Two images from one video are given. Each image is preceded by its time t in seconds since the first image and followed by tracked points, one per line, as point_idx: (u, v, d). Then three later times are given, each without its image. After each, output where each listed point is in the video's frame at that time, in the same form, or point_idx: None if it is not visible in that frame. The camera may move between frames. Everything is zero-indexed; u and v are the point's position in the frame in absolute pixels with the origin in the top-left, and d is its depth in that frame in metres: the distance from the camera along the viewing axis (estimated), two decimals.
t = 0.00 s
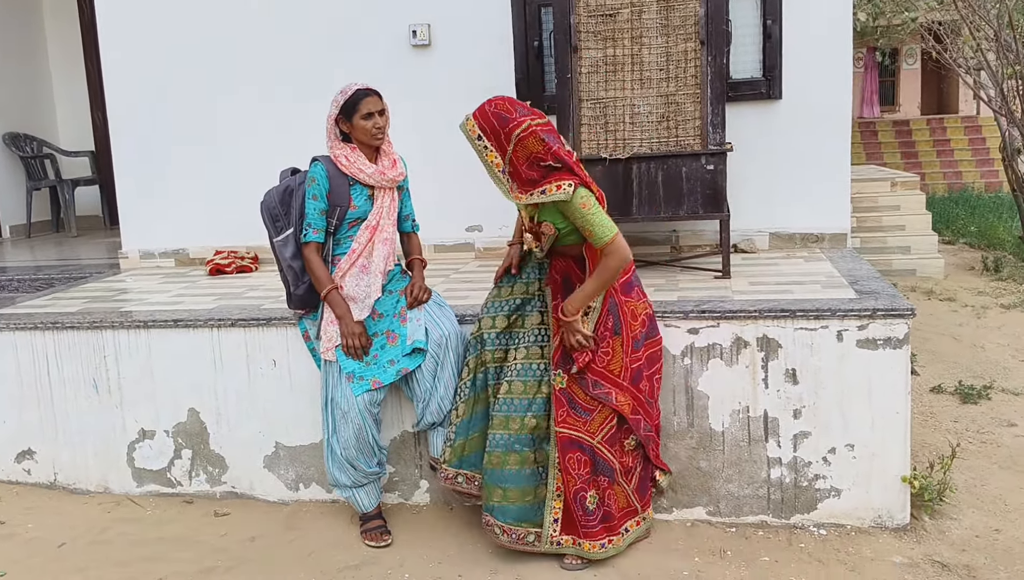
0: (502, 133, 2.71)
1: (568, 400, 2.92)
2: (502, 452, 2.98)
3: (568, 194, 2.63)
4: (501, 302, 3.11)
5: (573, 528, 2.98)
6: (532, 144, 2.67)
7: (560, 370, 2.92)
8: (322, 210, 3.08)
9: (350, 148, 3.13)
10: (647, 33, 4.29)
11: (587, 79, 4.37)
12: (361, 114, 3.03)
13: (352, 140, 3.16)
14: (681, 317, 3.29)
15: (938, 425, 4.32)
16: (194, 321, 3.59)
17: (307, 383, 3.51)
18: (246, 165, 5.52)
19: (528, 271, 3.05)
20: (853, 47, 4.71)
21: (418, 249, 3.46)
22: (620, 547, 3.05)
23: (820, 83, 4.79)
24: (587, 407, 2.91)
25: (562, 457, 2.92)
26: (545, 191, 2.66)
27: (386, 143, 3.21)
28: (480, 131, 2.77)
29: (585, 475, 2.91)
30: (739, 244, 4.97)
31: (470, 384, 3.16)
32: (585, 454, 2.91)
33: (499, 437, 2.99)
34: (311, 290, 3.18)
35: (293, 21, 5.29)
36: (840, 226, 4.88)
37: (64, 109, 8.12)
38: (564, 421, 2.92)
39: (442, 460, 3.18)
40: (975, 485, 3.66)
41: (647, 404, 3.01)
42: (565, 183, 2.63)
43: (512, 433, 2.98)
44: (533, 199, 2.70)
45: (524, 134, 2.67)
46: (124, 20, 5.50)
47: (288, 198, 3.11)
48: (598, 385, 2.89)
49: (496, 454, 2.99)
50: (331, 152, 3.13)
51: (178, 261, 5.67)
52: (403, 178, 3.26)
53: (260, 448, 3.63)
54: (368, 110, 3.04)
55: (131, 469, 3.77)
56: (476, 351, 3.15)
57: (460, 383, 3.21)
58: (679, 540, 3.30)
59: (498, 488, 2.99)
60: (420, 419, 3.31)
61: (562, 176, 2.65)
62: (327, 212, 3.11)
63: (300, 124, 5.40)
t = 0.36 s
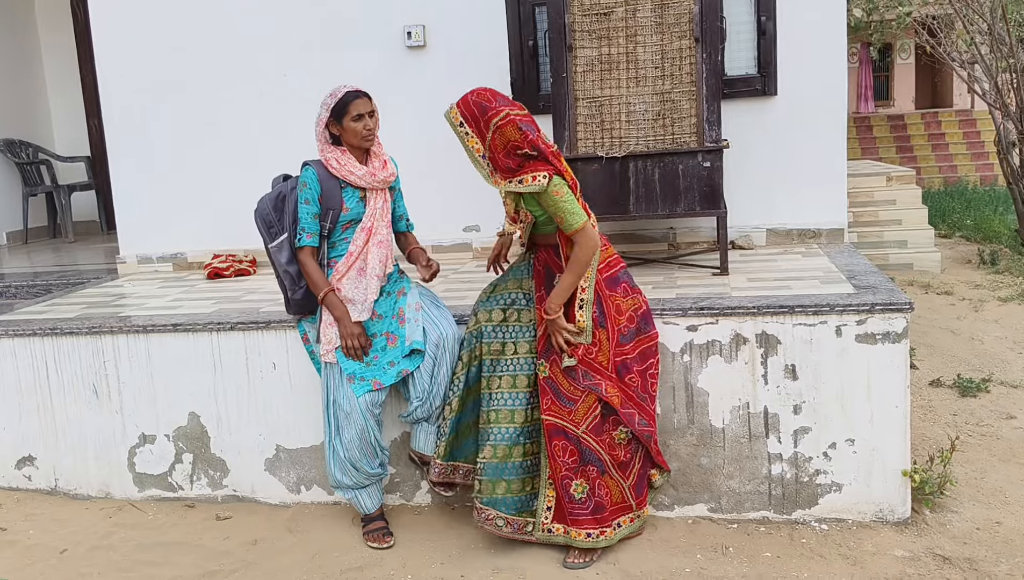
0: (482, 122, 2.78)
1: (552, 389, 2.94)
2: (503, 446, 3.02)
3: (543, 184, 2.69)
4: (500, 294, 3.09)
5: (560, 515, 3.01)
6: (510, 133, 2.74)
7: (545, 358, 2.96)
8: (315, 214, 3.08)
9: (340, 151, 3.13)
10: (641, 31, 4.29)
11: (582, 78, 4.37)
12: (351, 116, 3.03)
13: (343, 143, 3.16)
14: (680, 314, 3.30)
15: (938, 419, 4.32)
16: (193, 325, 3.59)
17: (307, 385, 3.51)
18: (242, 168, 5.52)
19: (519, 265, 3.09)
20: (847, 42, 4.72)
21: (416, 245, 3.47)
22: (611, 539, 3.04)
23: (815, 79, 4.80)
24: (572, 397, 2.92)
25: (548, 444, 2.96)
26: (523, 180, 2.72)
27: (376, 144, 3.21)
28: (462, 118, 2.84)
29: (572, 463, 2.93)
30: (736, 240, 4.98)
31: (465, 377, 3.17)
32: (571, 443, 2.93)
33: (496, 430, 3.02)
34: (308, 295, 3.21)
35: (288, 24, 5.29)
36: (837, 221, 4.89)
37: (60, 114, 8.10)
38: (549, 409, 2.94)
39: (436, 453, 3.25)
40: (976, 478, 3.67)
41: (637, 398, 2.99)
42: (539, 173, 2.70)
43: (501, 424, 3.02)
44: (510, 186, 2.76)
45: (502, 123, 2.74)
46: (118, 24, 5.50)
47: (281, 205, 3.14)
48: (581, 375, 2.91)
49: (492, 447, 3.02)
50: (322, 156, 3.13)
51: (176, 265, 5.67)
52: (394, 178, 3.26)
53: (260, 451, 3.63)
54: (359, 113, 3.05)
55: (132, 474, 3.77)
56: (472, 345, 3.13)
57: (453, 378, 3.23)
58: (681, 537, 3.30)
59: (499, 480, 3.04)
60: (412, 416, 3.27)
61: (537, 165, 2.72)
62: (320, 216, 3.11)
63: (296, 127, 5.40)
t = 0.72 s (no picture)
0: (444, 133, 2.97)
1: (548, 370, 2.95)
2: (517, 440, 3.03)
3: (503, 172, 2.86)
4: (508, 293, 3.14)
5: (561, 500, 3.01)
6: (471, 136, 2.93)
7: (545, 342, 2.97)
8: (311, 218, 3.08)
9: (336, 154, 3.12)
10: (638, 31, 4.29)
11: (579, 79, 4.38)
12: (350, 118, 3.04)
13: (338, 146, 3.16)
14: (680, 313, 3.29)
15: (939, 415, 4.33)
16: (193, 330, 3.59)
17: (309, 389, 3.52)
18: (241, 172, 5.52)
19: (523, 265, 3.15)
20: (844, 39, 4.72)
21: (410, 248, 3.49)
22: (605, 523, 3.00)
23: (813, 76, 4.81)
24: (568, 374, 2.92)
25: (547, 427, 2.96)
26: (488, 176, 2.89)
27: (371, 148, 3.21)
28: (431, 134, 3.01)
29: (569, 443, 2.93)
30: (736, 238, 4.98)
31: (474, 376, 3.14)
32: (569, 423, 2.93)
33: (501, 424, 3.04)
34: (308, 300, 3.21)
35: (284, 27, 5.29)
36: (836, 218, 4.90)
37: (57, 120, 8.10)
38: (547, 392, 2.95)
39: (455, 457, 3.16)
40: (977, 474, 3.67)
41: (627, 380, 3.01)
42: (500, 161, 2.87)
43: (514, 419, 3.03)
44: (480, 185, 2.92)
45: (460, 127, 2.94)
46: (115, 29, 5.50)
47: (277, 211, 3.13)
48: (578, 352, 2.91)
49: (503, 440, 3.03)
50: (318, 160, 3.12)
51: (176, 270, 5.67)
52: (388, 182, 3.25)
53: (263, 455, 3.64)
54: (357, 115, 3.05)
55: (134, 479, 3.77)
56: (479, 342, 3.13)
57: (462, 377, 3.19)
58: (684, 536, 3.30)
59: (513, 473, 3.05)
60: (412, 415, 3.27)
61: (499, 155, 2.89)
62: (316, 220, 3.10)
63: (294, 130, 5.40)
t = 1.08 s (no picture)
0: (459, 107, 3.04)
1: (535, 303, 3.00)
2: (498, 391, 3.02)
3: (505, 147, 3.00)
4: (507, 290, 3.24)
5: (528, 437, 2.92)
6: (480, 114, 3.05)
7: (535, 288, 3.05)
8: (306, 218, 3.07)
9: (329, 152, 3.12)
10: (638, 30, 4.29)
11: (579, 78, 4.38)
12: (342, 116, 3.05)
13: (329, 144, 3.16)
14: (682, 312, 3.29)
15: (941, 412, 4.32)
16: (194, 332, 3.59)
17: (311, 390, 3.51)
18: (241, 173, 5.52)
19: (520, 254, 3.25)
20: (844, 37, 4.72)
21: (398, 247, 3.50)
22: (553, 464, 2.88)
23: (813, 74, 4.80)
24: (552, 305, 2.98)
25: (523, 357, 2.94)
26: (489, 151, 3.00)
27: (360, 147, 3.22)
28: (451, 99, 3.03)
29: (541, 370, 2.91)
30: (737, 236, 4.96)
31: (488, 376, 3.12)
32: (546, 350, 2.92)
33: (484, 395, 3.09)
34: (306, 300, 3.19)
35: (284, 28, 5.29)
36: (837, 216, 4.89)
37: (57, 122, 8.11)
38: (529, 321, 2.97)
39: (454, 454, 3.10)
40: (980, 470, 3.67)
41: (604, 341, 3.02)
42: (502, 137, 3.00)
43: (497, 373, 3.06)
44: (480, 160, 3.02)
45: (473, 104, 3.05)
46: (115, 36, 5.51)
47: (269, 212, 3.12)
48: (567, 291, 3.01)
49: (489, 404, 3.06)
50: (311, 159, 3.12)
51: (177, 272, 5.67)
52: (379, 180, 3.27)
53: (264, 456, 3.64)
54: (349, 113, 3.06)
55: (136, 481, 3.77)
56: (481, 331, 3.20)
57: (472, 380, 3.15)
58: (687, 535, 3.30)
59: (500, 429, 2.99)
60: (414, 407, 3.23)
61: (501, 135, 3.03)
62: (311, 220, 3.10)
63: (293, 131, 5.40)
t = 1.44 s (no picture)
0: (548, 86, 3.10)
1: (576, 317, 3.02)
2: (526, 403, 3.05)
3: (584, 134, 3.07)
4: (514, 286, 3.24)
5: (560, 456, 3.00)
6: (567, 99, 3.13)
7: (576, 298, 3.06)
8: (311, 216, 3.06)
9: (337, 152, 3.13)
10: (641, 27, 4.28)
11: (582, 75, 4.38)
12: (352, 117, 3.06)
13: (337, 143, 3.16)
14: (686, 309, 3.29)
15: (945, 409, 4.32)
16: (198, 330, 3.60)
17: (315, 388, 3.52)
18: (244, 173, 5.53)
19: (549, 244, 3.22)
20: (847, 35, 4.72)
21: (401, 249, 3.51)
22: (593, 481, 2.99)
23: (816, 72, 4.80)
24: (594, 323, 3.03)
25: (564, 375, 2.99)
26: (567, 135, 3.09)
27: (367, 148, 3.23)
28: (534, 77, 3.09)
29: (587, 391, 2.97)
30: (740, 234, 4.97)
31: (489, 372, 3.13)
32: (588, 369, 2.99)
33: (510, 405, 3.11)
34: (304, 298, 3.20)
35: (287, 27, 5.30)
36: (840, 213, 4.89)
37: (60, 121, 8.12)
38: (571, 338, 3.01)
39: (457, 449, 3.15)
40: (984, 468, 3.67)
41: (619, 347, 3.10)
42: (581, 128, 3.09)
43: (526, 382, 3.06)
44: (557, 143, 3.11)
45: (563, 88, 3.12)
46: (118, 35, 5.51)
47: (274, 208, 3.10)
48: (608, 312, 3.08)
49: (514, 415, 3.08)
50: (318, 158, 3.12)
51: (180, 271, 5.68)
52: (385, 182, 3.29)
53: (269, 454, 3.64)
54: (359, 114, 3.07)
55: (141, 479, 3.78)
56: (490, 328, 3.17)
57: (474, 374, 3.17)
58: (691, 532, 3.31)
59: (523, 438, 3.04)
60: (420, 406, 3.23)
61: (580, 124, 3.11)
62: (316, 218, 3.10)
63: (296, 130, 5.41)
